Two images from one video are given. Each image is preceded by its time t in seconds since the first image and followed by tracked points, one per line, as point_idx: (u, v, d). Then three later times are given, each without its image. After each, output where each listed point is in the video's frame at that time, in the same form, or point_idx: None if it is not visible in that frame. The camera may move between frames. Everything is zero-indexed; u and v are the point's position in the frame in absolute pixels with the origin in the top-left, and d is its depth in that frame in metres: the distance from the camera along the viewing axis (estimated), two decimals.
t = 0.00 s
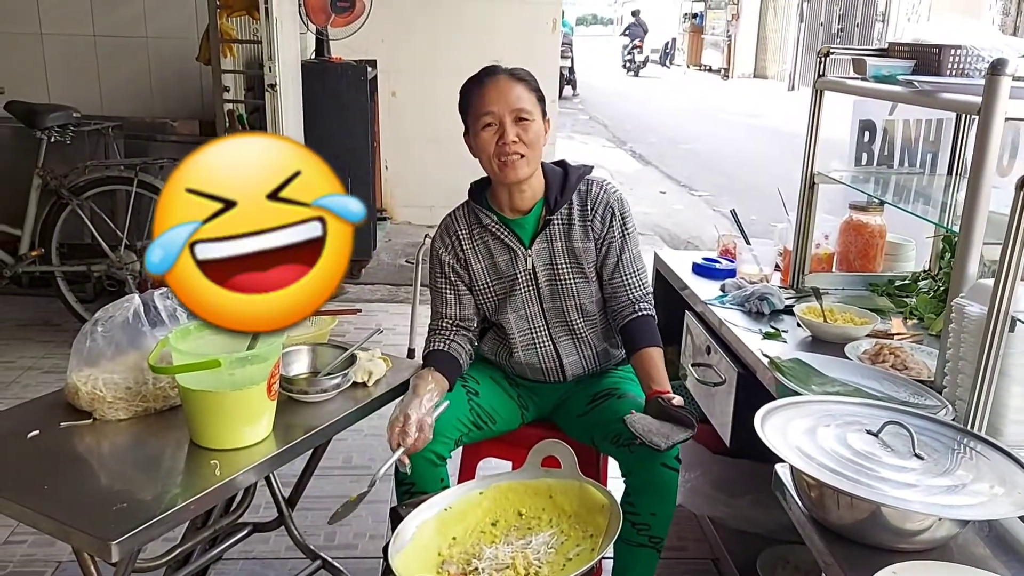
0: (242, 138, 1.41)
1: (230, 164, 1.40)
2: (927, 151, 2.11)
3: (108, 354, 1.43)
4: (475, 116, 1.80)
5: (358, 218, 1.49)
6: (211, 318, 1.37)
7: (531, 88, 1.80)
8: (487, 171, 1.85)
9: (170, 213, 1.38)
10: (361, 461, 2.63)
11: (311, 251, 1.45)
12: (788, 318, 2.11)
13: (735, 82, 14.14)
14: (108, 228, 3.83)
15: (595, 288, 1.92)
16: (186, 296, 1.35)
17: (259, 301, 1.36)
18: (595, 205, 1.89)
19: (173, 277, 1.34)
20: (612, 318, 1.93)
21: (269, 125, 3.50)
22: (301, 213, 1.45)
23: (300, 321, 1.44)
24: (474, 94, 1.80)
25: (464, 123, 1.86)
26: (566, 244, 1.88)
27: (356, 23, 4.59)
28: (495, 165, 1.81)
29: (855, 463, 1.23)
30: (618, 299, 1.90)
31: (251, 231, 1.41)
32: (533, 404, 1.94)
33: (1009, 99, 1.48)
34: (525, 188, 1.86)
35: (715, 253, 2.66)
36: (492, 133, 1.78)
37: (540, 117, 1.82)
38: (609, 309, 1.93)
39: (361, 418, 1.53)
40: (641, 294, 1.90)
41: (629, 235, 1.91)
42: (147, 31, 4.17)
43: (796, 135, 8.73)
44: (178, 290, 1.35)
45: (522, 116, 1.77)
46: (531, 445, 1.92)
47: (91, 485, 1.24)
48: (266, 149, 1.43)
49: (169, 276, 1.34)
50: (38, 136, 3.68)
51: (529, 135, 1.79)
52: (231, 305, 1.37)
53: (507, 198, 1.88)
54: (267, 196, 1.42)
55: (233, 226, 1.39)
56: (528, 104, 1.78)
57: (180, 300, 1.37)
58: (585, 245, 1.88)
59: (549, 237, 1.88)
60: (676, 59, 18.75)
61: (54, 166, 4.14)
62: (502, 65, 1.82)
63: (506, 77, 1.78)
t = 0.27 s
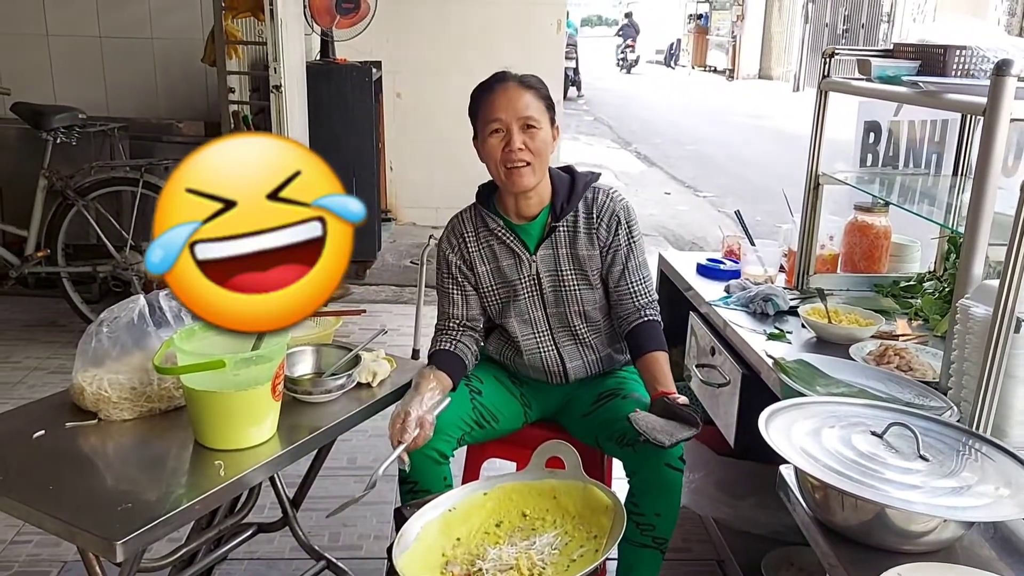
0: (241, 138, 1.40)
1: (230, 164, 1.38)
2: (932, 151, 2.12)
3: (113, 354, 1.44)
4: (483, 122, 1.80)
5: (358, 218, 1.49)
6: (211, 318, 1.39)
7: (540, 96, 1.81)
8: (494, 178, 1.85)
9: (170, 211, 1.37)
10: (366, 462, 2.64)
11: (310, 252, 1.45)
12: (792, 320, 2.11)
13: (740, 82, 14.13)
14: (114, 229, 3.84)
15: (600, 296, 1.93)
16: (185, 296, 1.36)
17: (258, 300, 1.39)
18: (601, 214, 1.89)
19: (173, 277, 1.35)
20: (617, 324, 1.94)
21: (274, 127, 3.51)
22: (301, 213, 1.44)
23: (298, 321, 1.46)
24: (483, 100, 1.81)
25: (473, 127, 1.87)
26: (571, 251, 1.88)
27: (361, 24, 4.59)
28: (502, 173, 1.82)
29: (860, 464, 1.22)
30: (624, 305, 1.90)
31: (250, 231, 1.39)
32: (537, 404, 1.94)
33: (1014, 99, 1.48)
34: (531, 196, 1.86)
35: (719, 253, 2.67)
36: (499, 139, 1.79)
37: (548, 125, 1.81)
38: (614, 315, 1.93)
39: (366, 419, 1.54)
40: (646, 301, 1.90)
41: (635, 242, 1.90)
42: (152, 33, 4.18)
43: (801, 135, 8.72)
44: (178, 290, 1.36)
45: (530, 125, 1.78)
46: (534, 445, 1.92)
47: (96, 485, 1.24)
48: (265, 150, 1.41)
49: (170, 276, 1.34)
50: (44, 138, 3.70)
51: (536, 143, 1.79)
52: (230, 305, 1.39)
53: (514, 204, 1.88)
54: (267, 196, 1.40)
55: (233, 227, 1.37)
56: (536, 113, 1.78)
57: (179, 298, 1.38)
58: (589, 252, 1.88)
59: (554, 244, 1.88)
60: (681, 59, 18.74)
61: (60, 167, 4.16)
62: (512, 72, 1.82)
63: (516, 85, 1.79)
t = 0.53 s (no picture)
0: (241, 138, 1.40)
1: (230, 164, 1.38)
2: (935, 151, 2.08)
3: (115, 354, 1.44)
4: (491, 125, 1.80)
5: (357, 218, 1.49)
6: (210, 318, 1.39)
7: (550, 100, 1.80)
8: (501, 180, 1.85)
9: (170, 212, 1.37)
10: (368, 461, 2.64)
11: (310, 251, 1.45)
12: (795, 319, 2.10)
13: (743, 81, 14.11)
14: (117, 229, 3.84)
15: (603, 298, 1.93)
16: (184, 296, 1.36)
17: (259, 301, 1.39)
18: (605, 218, 1.88)
19: (173, 277, 1.34)
20: (620, 326, 1.94)
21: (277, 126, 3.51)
22: (301, 213, 1.43)
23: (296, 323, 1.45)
24: (493, 102, 1.80)
25: (481, 128, 1.86)
26: (575, 254, 1.88)
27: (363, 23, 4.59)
28: (509, 176, 1.81)
29: (863, 464, 1.22)
30: (627, 307, 1.90)
31: (250, 231, 1.39)
32: (539, 402, 1.93)
33: (1018, 98, 1.47)
34: (537, 200, 1.85)
35: (722, 253, 2.66)
36: (507, 142, 1.79)
37: (556, 130, 1.82)
38: (617, 317, 1.93)
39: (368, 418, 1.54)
40: (650, 303, 1.89)
41: (640, 245, 1.90)
42: (155, 33, 4.18)
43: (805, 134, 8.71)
44: (178, 290, 1.36)
45: (538, 130, 1.78)
46: (536, 445, 1.91)
47: (98, 485, 1.24)
48: (265, 150, 1.42)
49: (169, 276, 1.34)
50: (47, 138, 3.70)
51: (544, 148, 1.80)
52: (231, 306, 1.38)
53: (520, 207, 1.88)
54: (267, 196, 1.41)
55: (233, 226, 1.37)
56: (544, 117, 1.78)
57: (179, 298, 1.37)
58: (593, 256, 1.88)
59: (558, 246, 1.88)
60: (684, 58, 18.72)
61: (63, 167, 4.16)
62: (522, 73, 1.81)
63: (526, 88, 1.78)
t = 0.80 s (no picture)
0: (240, 138, 1.41)
1: (230, 164, 1.39)
2: (940, 150, 2.08)
3: (118, 353, 1.44)
4: (493, 125, 1.80)
5: (357, 218, 1.49)
6: (211, 318, 1.38)
7: (551, 99, 1.79)
8: (504, 179, 1.85)
9: (170, 211, 1.37)
10: (371, 460, 2.64)
11: (310, 251, 1.45)
12: (799, 318, 2.10)
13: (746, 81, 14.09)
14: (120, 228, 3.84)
15: (606, 296, 1.92)
16: (184, 296, 1.36)
17: (258, 301, 1.37)
18: (608, 216, 1.88)
19: (173, 278, 1.34)
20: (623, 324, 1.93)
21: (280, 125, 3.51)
22: (301, 213, 1.44)
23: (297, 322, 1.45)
24: (494, 103, 1.80)
25: (483, 129, 1.86)
26: (578, 252, 1.88)
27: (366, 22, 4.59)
28: (511, 174, 1.81)
29: (867, 464, 1.22)
30: (631, 306, 1.90)
31: (250, 231, 1.40)
32: (542, 402, 1.93)
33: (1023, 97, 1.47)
34: (540, 197, 1.85)
35: (726, 252, 2.64)
36: (508, 142, 1.79)
37: (558, 128, 1.81)
38: (620, 315, 1.93)
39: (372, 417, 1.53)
40: (653, 302, 1.89)
41: (643, 244, 1.89)
42: (158, 32, 4.19)
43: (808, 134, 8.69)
44: (177, 290, 1.35)
45: (540, 129, 1.77)
46: (539, 444, 1.91)
47: (101, 483, 1.24)
48: (264, 150, 1.42)
49: (169, 276, 1.34)
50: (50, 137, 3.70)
51: (545, 146, 1.79)
52: (230, 305, 1.37)
53: (523, 205, 1.87)
54: (267, 196, 1.41)
55: (233, 226, 1.38)
56: (546, 116, 1.78)
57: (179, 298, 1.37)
58: (597, 254, 1.88)
59: (562, 245, 1.88)
60: (687, 58, 18.70)
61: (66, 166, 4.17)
62: (523, 73, 1.81)
63: (527, 87, 1.78)
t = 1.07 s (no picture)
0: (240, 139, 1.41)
1: (230, 164, 1.39)
2: (942, 149, 2.08)
3: (121, 352, 1.44)
4: (492, 127, 1.80)
5: (357, 218, 1.49)
6: (211, 318, 1.38)
7: (550, 100, 1.79)
8: (504, 182, 1.85)
9: (170, 212, 1.37)
10: (374, 460, 2.64)
11: (310, 252, 1.45)
12: (801, 318, 2.10)
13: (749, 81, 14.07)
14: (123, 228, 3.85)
15: (607, 297, 1.92)
16: (185, 296, 1.36)
17: (258, 301, 1.37)
18: (609, 217, 1.88)
19: (173, 278, 1.35)
20: (624, 324, 1.93)
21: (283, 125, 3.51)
22: (301, 213, 1.44)
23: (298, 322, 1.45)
24: (493, 107, 1.80)
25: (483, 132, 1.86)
26: (579, 253, 1.88)
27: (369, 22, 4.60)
28: (511, 177, 1.81)
29: (869, 464, 1.22)
30: (632, 307, 1.90)
31: (250, 231, 1.40)
32: (544, 402, 1.93)
33: None
34: (540, 198, 1.85)
35: (728, 252, 2.64)
36: (508, 145, 1.79)
37: (557, 130, 1.81)
38: (621, 316, 1.93)
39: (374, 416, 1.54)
40: (655, 302, 1.89)
41: (644, 245, 1.90)
42: (161, 32, 4.19)
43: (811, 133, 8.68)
44: (178, 291, 1.36)
45: (538, 131, 1.77)
46: (542, 444, 1.91)
47: (104, 481, 1.24)
48: (264, 150, 1.42)
49: (169, 276, 1.34)
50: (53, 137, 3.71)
51: (544, 149, 1.79)
52: (230, 305, 1.37)
53: (524, 207, 1.88)
54: (267, 196, 1.41)
55: (233, 226, 1.38)
56: (544, 119, 1.77)
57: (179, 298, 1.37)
58: (598, 254, 1.88)
59: (563, 246, 1.88)
60: (691, 58, 18.68)
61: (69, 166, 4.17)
62: (522, 74, 1.81)
63: (525, 89, 1.77)
